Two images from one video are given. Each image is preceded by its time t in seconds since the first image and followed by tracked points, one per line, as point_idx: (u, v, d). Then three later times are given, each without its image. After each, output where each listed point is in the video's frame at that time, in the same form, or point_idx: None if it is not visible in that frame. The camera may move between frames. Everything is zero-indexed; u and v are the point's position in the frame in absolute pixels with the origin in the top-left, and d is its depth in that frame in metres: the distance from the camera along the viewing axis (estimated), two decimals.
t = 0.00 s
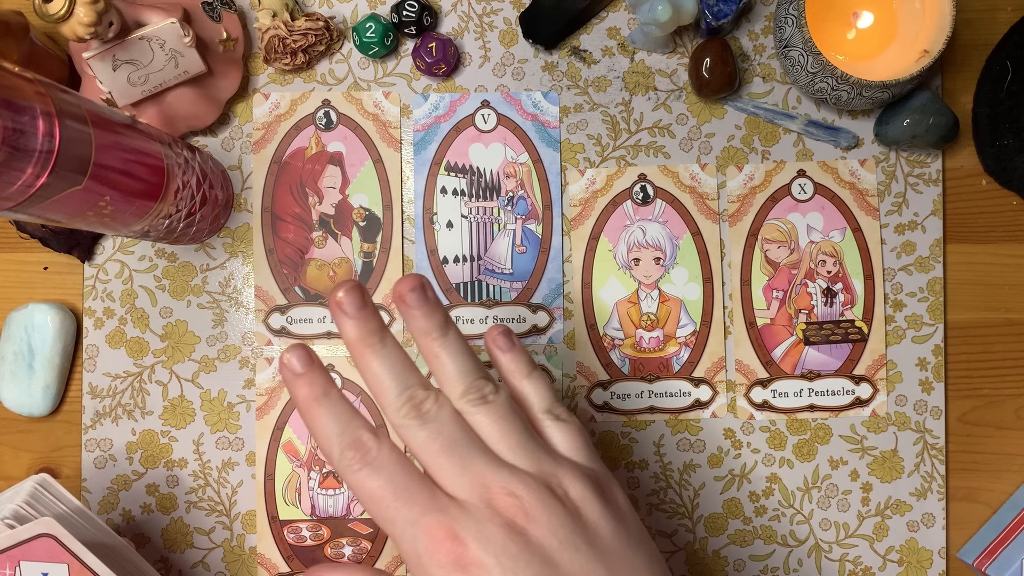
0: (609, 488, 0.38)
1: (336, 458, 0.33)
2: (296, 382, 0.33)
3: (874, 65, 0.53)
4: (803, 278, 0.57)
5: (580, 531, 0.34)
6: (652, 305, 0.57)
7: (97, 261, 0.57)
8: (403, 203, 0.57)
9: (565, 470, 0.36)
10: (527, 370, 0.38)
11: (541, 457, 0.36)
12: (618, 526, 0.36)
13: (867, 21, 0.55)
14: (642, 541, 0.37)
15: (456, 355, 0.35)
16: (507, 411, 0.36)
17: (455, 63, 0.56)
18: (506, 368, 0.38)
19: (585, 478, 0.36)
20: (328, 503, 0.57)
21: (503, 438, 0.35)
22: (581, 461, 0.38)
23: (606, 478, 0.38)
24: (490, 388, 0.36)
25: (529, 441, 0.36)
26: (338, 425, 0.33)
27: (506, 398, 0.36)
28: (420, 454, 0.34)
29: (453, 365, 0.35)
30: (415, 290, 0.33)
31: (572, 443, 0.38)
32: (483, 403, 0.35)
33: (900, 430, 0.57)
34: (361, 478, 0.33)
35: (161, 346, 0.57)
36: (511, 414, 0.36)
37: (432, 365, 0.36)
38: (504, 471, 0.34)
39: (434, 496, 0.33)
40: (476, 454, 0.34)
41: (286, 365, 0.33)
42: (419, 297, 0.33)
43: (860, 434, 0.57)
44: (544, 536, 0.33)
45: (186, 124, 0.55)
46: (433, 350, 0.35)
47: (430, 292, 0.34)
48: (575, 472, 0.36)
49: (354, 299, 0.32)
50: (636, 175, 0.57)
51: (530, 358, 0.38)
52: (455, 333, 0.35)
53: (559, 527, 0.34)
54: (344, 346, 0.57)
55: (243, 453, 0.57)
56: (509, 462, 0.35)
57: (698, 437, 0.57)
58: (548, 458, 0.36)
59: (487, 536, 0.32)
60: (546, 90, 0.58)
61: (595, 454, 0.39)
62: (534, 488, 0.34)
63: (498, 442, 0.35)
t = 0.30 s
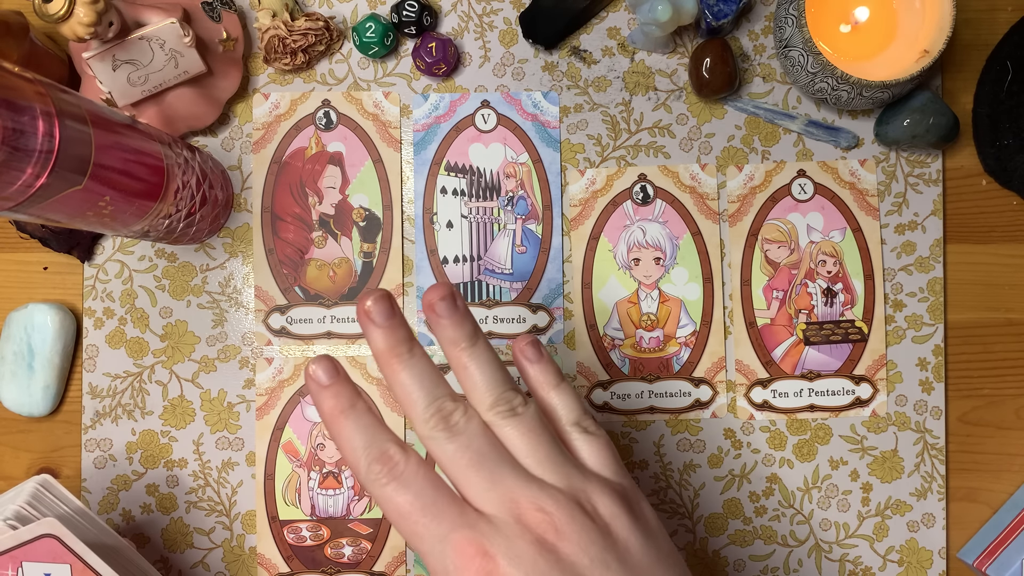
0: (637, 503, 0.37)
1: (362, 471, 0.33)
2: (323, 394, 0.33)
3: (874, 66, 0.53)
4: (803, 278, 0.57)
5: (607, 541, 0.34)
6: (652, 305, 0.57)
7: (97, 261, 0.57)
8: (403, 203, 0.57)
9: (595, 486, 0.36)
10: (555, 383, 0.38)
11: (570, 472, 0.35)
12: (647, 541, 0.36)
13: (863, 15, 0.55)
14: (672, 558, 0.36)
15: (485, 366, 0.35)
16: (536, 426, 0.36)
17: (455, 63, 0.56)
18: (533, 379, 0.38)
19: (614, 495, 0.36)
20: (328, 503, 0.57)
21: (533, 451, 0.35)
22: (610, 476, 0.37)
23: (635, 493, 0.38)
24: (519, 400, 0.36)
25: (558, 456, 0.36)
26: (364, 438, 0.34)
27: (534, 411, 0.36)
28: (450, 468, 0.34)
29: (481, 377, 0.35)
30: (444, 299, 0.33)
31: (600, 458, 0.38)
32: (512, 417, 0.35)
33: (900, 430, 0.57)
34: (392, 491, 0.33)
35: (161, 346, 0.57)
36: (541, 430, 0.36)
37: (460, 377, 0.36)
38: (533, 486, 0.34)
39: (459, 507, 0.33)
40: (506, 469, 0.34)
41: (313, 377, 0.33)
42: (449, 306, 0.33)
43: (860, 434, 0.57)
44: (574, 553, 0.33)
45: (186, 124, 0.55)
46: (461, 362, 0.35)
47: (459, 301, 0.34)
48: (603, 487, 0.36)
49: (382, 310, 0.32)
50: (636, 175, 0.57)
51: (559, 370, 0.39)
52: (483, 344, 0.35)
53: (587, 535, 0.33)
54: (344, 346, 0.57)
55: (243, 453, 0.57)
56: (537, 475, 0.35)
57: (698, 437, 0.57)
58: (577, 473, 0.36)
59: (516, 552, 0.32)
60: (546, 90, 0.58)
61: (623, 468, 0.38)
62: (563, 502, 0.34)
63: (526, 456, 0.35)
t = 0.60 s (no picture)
0: (592, 493, 0.35)
1: (311, 491, 0.34)
2: (257, 425, 0.33)
3: (874, 65, 0.53)
4: (803, 278, 0.57)
5: (544, 546, 0.33)
6: (651, 305, 0.57)
7: (97, 261, 0.57)
8: (403, 203, 0.57)
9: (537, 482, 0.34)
10: (519, 358, 0.35)
11: (514, 472, 0.34)
12: (593, 537, 0.34)
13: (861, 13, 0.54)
14: (628, 548, 0.35)
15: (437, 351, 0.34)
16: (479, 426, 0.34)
17: (454, 63, 0.56)
18: (499, 354, 0.35)
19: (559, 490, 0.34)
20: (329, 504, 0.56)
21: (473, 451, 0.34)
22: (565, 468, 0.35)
23: (593, 481, 0.35)
24: (468, 387, 0.34)
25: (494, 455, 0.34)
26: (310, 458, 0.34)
27: (484, 400, 0.34)
28: (390, 475, 0.34)
29: (431, 361, 0.34)
30: (391, 282, 0.33)
31: (559, 447, 0.35)
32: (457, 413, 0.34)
33: (900, 430, 0.57)
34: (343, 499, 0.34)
35: (161, 346, 0.57)
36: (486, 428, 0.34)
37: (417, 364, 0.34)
38: (466, 490, 0.33)
39: (400, 511, 0.33)
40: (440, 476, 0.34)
41: (245, 411, 0.33)
42: (395, 291, 0.33)
43: (860, 434, 0.57)
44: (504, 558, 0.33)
45: (186, 124, 0.55)
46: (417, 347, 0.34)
47: (406, 285, 0.33)
48: (549, 483, 0.34)
49: (292, 334, 0.33)
50: (636, 175, 0.57)
51: (525, 344, 0.35)
52: (435, 327, 0.34)
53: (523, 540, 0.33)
54: (344, 346, 0.57)
55: (243, 453, 0.57)
56: (477, 478, 0.34)
57: (698, 437, 0.57)
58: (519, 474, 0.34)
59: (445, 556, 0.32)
60: (546, 90, 0.58)
61: (584, 454, 0.36)
62: (496, 508, 0.33)
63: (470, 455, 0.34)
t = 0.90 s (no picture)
0: (567, 487, 0.38)
1: (324, 545, 0.37)
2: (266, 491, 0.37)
3: (873, 66, 0.53)
4: (803, 278, 0.57)
5: (531, 550, 0.36)
6: (651, 305, 0.57)
7: (97, 261, 0.57)
8: (403, 203, 0.57)
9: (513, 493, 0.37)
10: (477, 398, 0.39)
11: (491, 488, 0.37)
12: (576, 529, 0.36)
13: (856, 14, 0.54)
14: (608, 532, 0.37)
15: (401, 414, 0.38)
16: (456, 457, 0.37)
17: (454, 63, 0.56)
18: (460, 402, 0.39)
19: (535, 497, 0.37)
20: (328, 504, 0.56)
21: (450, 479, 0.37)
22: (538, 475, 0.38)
23: (567, 477, 0.38)
24: (437, 432, 0.38)
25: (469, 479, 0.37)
26: (318, 512, 0.37)
27: (453, 437, 0.38)
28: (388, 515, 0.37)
29: (400, 419, 0.38)
30: (345, 365, 0.38)
31: (528, 453, 0.38)
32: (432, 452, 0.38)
33: (900, 430, 0.57)
34: (353, 543, 0.36)
35: (161, 346, 0.57)
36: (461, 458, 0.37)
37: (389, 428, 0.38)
38: (454, 515, 0.36)
39: (405, 546, 0.36)
40: (429, 505, 0.36)
41: (255, 480, 0.37)
42: (350, 369, 0.38)
43: (860, 434, 0.57)
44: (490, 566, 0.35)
45: (186, 124, 0.55)
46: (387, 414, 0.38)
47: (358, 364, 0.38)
48: (526, 489, 0.37)
49: (281, 406, 0.37)
50: (636, 175, 0.57)
51: (478, 385, 0.39)
52: (396, 392, 0.38)
53: (512, 549, 0.36)
54: (344, 346, 0.57)
55: (243, 453, 0.57)
56: (461, 502, 0.37)
57: (698, 437, 0.57)
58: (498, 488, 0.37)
59: None
60: (546, 90, 0.58)
61: (554, 455, 0.38)
62: (483, 524, 0.36)
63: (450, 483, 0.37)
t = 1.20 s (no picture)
0: (550, 514, 0.29)
1: None
2: None
3: (874, 65, 0.53)
4: (803, 278, 0.57)
5: None
6: (651, 305, 0.57)
7: (97, 261, 0.57)
8: (403, 203, 0.57)
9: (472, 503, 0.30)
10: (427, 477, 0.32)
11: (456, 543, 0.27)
12: None
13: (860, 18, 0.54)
14: None
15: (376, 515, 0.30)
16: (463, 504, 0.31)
17: (454, 63, 0.56)
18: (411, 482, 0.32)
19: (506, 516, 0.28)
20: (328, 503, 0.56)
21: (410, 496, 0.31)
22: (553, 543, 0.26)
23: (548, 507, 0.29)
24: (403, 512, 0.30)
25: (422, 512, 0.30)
26: None
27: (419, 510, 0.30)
28: None
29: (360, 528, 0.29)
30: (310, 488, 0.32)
31: (498, 505, 0.30)
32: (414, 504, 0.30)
33: (900, 430, 0.57)
34: None
35: (161, 346, 0.57)
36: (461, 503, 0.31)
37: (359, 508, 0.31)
38: None
39: None
40: None
41: None
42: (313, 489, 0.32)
43: (860, 434, 0.57)
44: None
45: (186, 124, 0.55)
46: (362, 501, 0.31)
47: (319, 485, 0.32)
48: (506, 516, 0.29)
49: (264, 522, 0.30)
50: (636, 175, 0.57)
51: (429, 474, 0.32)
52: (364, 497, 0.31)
53: None
54: (344, 346, 0.57)
55: (243, 453, 0.57)
56: None
57: (698, 437, 0.57)
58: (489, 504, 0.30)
59: None
60: (546, 90, 0.58)
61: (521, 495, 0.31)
62: None
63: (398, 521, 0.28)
